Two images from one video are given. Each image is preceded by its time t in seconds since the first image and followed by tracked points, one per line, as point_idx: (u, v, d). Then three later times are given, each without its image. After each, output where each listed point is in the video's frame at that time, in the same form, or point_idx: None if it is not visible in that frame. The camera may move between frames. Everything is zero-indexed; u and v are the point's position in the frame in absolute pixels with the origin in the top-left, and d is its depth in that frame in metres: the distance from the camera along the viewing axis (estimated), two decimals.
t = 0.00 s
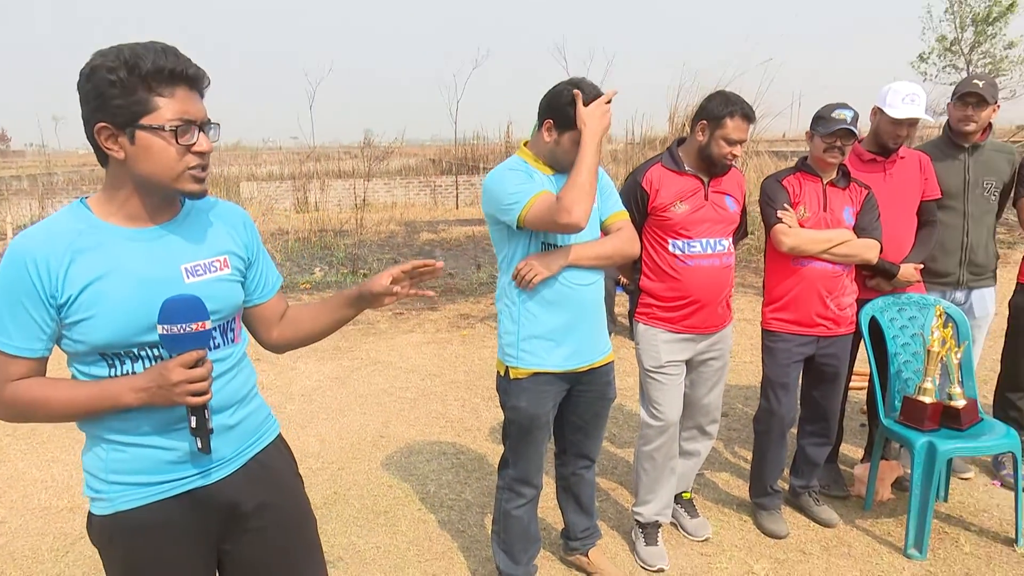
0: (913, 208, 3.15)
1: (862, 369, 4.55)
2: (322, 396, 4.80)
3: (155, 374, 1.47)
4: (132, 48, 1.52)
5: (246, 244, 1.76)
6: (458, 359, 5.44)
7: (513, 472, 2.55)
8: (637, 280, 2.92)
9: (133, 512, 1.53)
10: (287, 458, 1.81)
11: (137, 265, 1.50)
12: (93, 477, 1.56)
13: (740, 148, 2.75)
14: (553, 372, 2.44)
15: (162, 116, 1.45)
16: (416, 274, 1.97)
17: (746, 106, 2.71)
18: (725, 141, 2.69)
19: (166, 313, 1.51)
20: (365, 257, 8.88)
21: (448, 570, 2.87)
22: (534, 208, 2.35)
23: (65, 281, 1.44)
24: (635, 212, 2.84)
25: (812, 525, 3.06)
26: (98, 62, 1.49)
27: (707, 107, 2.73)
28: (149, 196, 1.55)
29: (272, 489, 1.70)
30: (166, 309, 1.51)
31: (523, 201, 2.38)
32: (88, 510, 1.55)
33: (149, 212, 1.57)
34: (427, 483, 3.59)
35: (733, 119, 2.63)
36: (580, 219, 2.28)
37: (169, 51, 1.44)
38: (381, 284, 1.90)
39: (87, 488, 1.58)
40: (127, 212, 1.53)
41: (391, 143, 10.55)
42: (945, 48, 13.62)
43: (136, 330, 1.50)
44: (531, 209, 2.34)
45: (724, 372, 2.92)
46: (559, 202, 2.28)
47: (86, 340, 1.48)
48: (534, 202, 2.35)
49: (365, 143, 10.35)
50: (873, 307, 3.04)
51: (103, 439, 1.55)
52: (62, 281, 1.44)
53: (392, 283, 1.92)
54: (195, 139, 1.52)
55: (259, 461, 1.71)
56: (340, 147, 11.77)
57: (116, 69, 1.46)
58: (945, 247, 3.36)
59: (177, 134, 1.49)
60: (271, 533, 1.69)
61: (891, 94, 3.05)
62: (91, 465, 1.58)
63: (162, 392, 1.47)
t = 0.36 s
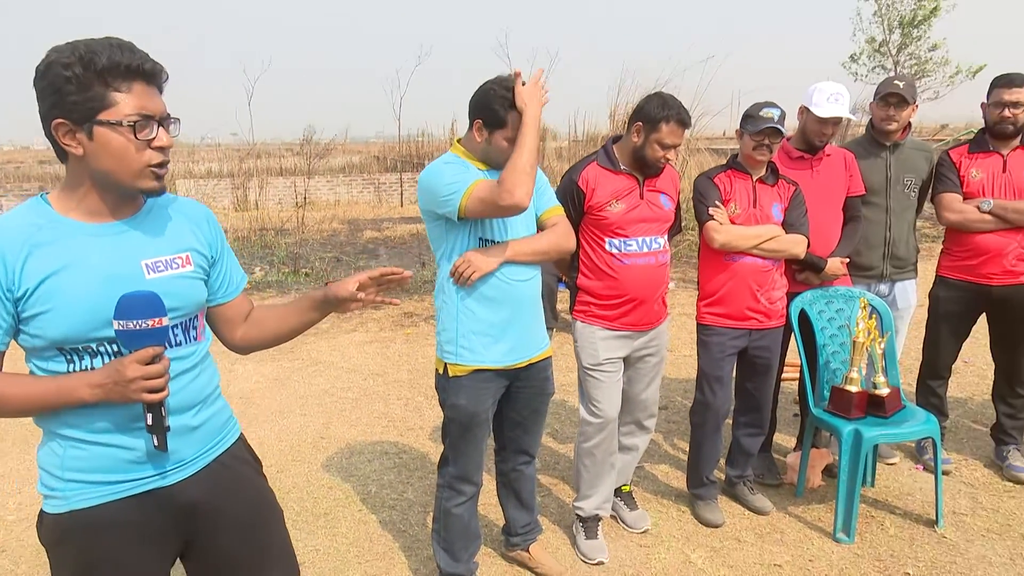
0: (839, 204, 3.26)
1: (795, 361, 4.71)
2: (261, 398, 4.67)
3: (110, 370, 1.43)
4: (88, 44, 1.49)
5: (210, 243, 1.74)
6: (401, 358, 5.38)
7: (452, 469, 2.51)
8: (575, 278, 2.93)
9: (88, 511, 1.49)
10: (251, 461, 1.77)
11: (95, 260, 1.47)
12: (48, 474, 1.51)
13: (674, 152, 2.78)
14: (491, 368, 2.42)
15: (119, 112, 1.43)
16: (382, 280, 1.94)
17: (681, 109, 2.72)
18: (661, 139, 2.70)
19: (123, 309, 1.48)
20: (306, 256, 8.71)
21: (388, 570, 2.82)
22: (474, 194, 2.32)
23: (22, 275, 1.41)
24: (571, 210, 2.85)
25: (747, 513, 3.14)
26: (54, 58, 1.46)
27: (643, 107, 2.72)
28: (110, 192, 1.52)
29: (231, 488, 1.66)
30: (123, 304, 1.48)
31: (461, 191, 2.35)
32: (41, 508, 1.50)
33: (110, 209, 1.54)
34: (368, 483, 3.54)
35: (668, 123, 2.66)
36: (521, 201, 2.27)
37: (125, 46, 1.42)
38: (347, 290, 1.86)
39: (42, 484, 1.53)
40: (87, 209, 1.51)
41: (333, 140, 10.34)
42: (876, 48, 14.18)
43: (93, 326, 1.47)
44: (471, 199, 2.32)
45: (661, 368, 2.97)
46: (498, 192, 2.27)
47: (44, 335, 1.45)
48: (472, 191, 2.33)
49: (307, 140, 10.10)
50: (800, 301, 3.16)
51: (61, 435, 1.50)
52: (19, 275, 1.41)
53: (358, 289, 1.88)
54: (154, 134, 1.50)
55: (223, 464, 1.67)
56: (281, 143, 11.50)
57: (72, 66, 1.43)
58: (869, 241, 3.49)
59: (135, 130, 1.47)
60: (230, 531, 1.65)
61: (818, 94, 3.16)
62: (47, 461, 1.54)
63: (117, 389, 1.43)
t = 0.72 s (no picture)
0: (781, 202, 3.34)
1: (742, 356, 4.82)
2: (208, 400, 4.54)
3: (152, 349, 1.41)
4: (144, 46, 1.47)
5: (238, 241, 1.71)
6: (354, 358, 5.31)
7: (403, 470, 2.47)
8: (524, 278, 2.93)
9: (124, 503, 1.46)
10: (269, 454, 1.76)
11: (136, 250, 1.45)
12: (85, 467, 1.48)
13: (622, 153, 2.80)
14: (441, 368, 2.39)
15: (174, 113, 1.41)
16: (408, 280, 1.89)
17: (632, 112, 2.72)
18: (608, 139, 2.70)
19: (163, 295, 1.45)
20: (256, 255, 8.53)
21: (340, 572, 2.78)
22: (411, 212, 2.27)
23: (64, 263, 1.37)
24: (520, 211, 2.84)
25: (696, 506, 3.20)
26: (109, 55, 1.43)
27: (592, 108, 2.72)
28: (154, 185, 1.50)
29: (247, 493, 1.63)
30: (164, 284, 1.46)
31: (401, 205, 2.29)
32: (78, 500, 1.47)
33: (151, 201, 1.52)
34: (319, 485, 3.47)
35: (617, 125, 2.66)
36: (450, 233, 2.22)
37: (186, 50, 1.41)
38: (374, 289, 1.82)
39: (77, 477, 1.50)
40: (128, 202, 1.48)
41: (285, 138, 10.15)
42: (820, 51, 14.61)
43: (132, 313, 1.44)
44: (407, 217, 2.27)
45: (610, 367, 3.00)
46: (433, 220, 2.22)
47: (82, 323, 1.41)
48: (412, 208, 2.27)
49: (257, 137, 9.88)
50: (746, 296, 3.23)
51: (95, 427, 1.47)
52: (61, 262, 1.37)
53: (384, 288, 1.83)
54: (202, 135, 1.49)
55: (248, 459, 1.66)
56: (231, 141, 11.24)
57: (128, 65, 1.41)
58: (811, 238, 3.59)
59: (186, 130, 1.46)
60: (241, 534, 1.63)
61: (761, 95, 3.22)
62: (84, 454, 1.50)
63: (160, 367, 1.42)
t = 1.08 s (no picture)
0: (734, 206, 3.43)
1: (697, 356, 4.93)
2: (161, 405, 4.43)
3: (170, 342, 1.42)
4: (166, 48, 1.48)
5: (252, 242, 1.70)
6: (311, 361, 5.24)
7: (365, 472, 2.45)
8: (483, 280, 2.95)
9: (126, 489, 1.46)
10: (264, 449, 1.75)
11: (158, 244, 1.45)
12: (88, 451, 1.48)
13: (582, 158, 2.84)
14: (404, 367, 2.38)
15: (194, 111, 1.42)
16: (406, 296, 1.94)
17: (592, 117, 2.76)
18: (568, 144, 2.73)
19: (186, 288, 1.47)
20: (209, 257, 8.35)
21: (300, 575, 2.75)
22: (377, 226, 2.28)
23: (89, 252, 1.38)
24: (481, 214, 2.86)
25: (654, 503, 3.27)
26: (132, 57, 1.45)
27: (553, 112, 2.74)
28: (176, 183, 1.50)
29: (241, 496, 1.65)
30: (187, 280, 1.47)
31: (365, 218, 2.29)
32: (80, 485, 1.46)
33: (173, 199, 1.52)
34: (277, 489, 3.42)
35: (578, 131, 2.70)
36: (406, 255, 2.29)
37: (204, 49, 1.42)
38: (375, 303, 1.84)
39: (80, 462, 1.49)
40: (149, 199, 1.49)
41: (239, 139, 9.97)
42: (772, 57, 15.03)
43: (152, 305, 1.44)
44: (367, 233, 2.28)
45: (569, 368, 3.03)
46: (395, 244, 2.27)
47: (102, 312, 1.41)
48: (375, 223, 2.28)
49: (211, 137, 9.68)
50: (700, 297, 3.32)
51: (100, 412, 1.47)
52: (86, 251, 1.38)
53: (383, 303, 1.86)
54: (222, 132, 1.50)
55: (245, 455, 1.67)
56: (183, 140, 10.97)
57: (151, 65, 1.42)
58: (763, 240, 3.70)
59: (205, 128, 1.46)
60: (231, 535, 1.65)
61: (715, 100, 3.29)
62: (87, 439, 1.50)
63: (176, 360, 1.42)
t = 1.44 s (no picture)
0: (721, 200, 3.48)
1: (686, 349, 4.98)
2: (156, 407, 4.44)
3: (185, 336, 1.45)
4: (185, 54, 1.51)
5: (263, 239, 1.74)
6: (304, 361, 5.26)
7: (365, 468, 2.48)
8: (473, 276, 2.98)
9: (145, 480, 1.51)
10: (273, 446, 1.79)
11: (175, 243, 1.48)
12: (107, 445, 1.52)
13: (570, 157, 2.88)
14: (406, 365, 2.42)
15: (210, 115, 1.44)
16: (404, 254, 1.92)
17: (581, 116, 2.78)
18: (557, 141, 2.76)
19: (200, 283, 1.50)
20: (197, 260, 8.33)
21: (299, 570, 2.77)
22: (371, 229, 2.32)
23: (110, 250, 1.40)
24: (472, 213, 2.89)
25: (646, 494, 3.33)
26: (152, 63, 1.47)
27: (542, 110, 2.78)
28: (191, 185, 1.53)
29: (250, 492, 1.69)
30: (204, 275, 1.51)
31: (359, 220, 2.33)
32: (101, 478, 1.51)
33: (188, 201, 1.54)
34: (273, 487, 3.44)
35: (565, 129, 2.72)
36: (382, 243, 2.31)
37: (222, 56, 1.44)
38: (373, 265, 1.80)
39: (99, 455, 1.53)
40: (164, 200, 1.52)
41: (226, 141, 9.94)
42: (756, 52, 15.15)
43: (170, 301, 1.48)
44: (362, 236, 2.32)
45: (559, 364, 3.08)
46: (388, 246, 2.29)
47: (121, 309, 1.44)
48: (369, 226, 2.32)
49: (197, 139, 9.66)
50: (688, 291, 3.37)
51: (119, 405, 1.51)
52: (107, 250, 1.40)
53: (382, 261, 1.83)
54: (236, 137, 1.51)
55: (255, 451, 1.70)
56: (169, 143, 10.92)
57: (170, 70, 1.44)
58: (749, 234, 3.76)
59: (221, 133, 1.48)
60: (240, 532, 1.69)
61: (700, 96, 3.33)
62: (106, 432, 1.54)
63: (192, 352, 1.46)
